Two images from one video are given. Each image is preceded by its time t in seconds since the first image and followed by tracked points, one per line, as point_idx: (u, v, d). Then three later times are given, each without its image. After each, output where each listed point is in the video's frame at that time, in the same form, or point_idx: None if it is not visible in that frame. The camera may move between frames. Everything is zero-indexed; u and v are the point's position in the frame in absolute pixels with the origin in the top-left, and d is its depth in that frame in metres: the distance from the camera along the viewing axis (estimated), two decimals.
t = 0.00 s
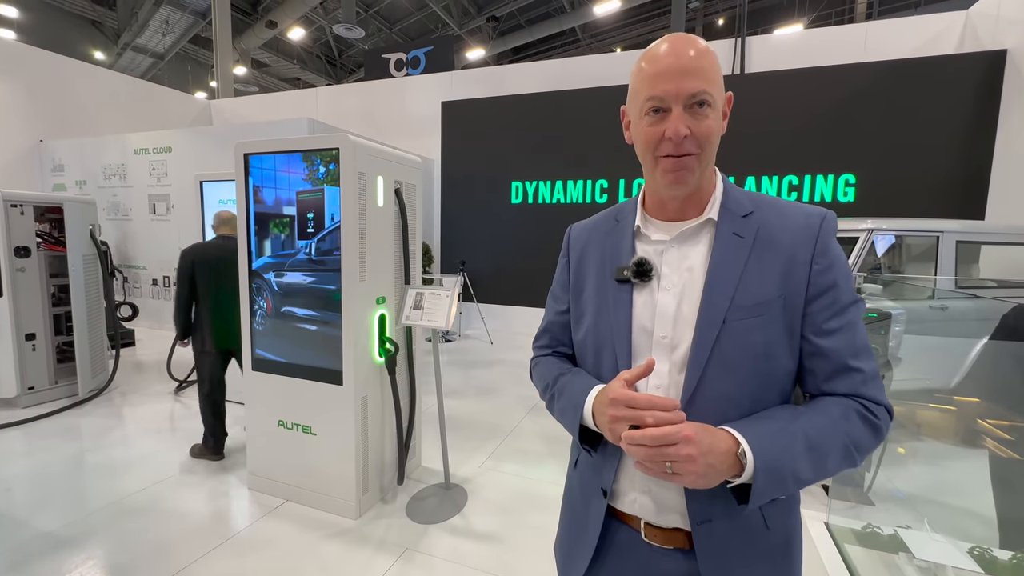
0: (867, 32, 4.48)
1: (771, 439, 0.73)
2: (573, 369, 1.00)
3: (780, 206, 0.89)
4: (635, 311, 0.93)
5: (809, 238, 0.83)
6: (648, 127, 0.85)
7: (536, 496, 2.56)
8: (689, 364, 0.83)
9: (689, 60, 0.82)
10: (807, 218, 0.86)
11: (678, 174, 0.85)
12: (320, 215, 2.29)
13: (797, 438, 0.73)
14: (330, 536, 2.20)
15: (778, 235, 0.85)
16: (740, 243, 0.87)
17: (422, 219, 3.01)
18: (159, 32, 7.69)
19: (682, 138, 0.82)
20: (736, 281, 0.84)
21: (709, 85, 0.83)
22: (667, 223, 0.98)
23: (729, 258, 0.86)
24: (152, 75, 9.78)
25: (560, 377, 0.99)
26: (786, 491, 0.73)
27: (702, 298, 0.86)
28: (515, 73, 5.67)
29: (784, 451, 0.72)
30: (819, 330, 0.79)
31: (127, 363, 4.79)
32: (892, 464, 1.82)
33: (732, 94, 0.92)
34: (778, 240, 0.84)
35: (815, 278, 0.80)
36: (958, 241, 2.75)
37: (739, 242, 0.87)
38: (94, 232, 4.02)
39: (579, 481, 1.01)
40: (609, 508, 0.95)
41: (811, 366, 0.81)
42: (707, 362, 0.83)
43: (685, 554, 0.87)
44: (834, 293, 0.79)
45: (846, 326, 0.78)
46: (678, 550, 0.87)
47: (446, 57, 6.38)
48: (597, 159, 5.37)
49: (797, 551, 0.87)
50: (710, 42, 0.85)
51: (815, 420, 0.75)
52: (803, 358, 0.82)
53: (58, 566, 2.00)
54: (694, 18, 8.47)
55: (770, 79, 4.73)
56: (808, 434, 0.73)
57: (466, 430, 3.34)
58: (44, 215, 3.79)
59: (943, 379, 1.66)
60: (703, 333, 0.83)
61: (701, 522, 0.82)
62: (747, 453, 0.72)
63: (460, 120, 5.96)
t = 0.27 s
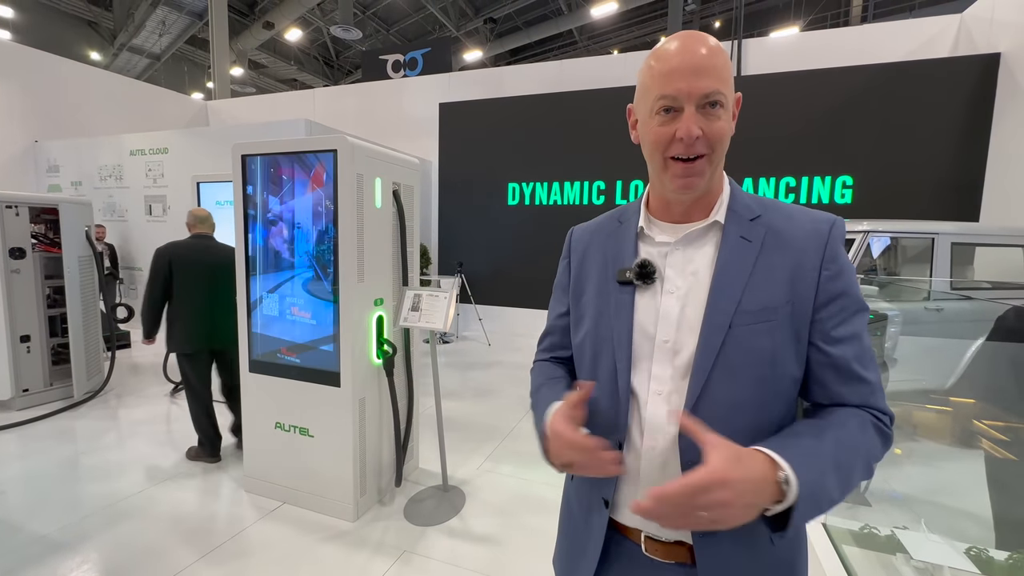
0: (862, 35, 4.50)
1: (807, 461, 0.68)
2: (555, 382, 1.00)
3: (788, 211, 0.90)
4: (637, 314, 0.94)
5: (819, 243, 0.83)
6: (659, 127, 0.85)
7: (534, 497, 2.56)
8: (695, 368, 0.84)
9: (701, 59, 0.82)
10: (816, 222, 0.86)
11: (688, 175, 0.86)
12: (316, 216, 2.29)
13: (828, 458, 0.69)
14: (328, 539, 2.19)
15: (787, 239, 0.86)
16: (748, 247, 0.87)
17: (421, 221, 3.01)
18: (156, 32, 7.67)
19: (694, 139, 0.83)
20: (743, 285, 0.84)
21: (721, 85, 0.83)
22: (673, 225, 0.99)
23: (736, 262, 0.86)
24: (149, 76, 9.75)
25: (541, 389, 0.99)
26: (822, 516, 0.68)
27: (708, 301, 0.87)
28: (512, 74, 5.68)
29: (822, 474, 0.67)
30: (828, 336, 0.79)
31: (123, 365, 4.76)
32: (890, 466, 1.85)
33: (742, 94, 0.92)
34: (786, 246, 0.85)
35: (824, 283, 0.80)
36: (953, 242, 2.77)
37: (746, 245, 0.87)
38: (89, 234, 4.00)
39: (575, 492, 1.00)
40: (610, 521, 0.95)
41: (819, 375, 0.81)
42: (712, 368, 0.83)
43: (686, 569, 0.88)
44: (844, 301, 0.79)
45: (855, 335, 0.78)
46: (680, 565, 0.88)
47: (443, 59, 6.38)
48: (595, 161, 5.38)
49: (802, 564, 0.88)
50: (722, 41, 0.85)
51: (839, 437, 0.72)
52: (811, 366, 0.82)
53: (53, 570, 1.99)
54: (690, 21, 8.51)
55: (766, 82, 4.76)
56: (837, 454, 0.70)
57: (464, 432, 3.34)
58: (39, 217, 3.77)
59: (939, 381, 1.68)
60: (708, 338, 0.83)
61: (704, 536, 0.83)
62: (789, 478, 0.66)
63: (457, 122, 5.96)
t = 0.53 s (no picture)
0: (859, 37, 4.52)
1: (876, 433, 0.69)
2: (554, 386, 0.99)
3: (795, 215, 0.90)
4: (638, 315, 0.94)
5: (826, 248, 0.84)
6: (667, 131, 0.86)
7: (533, 498, 2.56)
8: (701, 373, 0.84)
9: (713, 63, 0.82)
10: (823, 226, 0.87)
11: (696, 181, 0.87)
12: (315, 216, 2.29)
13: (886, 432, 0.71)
14: (327, 540, 2.19)
15: (794, 243, 0.86)
16: (754, 250, 0.88)
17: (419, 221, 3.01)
18: (153, 32, 7.65)
19: (703, 145, 0.83)
20: (750, 288, 0.85)
21: (732, 90, 0.83)
22: (677, 226, 0.99)
23: (742, 265, 0.87)
24: (145, 76, 9.73)
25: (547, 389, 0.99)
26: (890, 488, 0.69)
27: (714, 304, 0.87)
28: (510, 75, 5.69)
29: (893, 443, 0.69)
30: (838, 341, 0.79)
31: (120, 366, 4.75)
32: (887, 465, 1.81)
33: (750, 96, 0.92)
34: (793, 250, 0.85)
35: (832, 289, 0.81)
36: (950, 244, 2.78)
37: (753, 248, 0.88)
38: (87, 234, 3.98)
39: (574, 496, 1.00)
40: (610, 528, 0.95)
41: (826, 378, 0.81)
42: (718, 372, 0.83)
43: None
44: (851, 305, 0.80)
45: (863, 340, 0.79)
46: (681, 572, 0.89)
47: (442, 60, 6.38)
48: (593, 162, 5.39)
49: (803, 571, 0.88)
50: (733, 43, 0.85)
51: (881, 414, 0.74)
52: (817, 371, 0.83)
53: (50, 572, 1.98)
54: (688, 22, 8.54)
55: (764, 83, 4.78)
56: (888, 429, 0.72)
57: (462, 432, 3.34)
58: (35, 217, 3.75)
59: (935, 381, 1.70)
60: (714, 341, 0.83)
61: (708, 543, 0.83)
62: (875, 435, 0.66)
63: (456, 123, 5.96)
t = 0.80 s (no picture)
0: (856, 38, 4.54)
1: (807, 444, 0.72)
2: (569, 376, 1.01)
3: (796, 216, 0.91)
4: (639, 316, 0.94)
5: (826, 249, 0.84)
6: (666, 128, 0.87)
7: (532, 498, 2.56)
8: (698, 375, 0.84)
9: (716, 62, 0.82)
10: (824, 228, 0.87)
11: (693, 181, 0.87)
12: (314, 216, 2.28)
13: (833, 447, 0.72)
14: (325, 540, 2.19)
15: (794, 245, 0.86)
16: (754, 251, 0.88)
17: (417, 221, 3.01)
18: (149, 32, 7.62)
19: (701, 144, 0.84)
20: (748, 290, 0.85)
21: (735, 89, 0.83)
22: (678, 226, 0.99)
23: (741, 266, 0.87)
24: (142, 75, 9.69)
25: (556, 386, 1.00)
26: (820, 501, 0.72)
27: (712, 305, 0.88)
28: (509, 76, 5.69)
29: (824, 458, 0.71)
30: (832, 344, 0.80)
31: (116, 367, 4.72)
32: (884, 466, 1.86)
33: (757, 96, 0.92)
34: (792, 252, 0.86)
35: (831, 290, 0.82)
36: (945, 244, 2.80)
37: (752, 250, 0.88)
38: (83, 234, 3.97)
39: (574, 493, 1.00)
40: (609, 526, 0.95)
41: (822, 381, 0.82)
42: (715, 373, 0.84)
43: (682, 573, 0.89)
44: (849, 308, 0.81)
45: (860, 342, 0.79)
46: (676, 570, 0.89)
47: (440, 60, 6.38)
48: (591, 162, 5.39)
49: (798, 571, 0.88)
50: (740, 40, 0.84)
51: (844, 429, 0.75)
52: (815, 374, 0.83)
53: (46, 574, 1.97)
54: (685, 23, 8.56)
55: (761, 84, 4.79)
56: (842, 444, 0.73)
57: (460, 433, 3.34)
58: (32, 217, 3.74)
59: (932, 381, 1.71)
60: (712, 343, 0.84)
61: (702, 542, 0.83)
62: (788, 449, 0.71)
63: (454, 123, 5.96)
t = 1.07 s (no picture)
0: (853, 39, 4.55)
1: (771, 451, 0.75)
2: (570, 376, 1.01)
3: (796, 218, 0.91)
4: (639, 316, 0.95)
5: (825, 251, 0.84)
6: (662, 125, 0.87)
7: (530, 498, 2.56)
8: (694, 377, 0.85)
9: (714, 59, 0.82)
10: (823, 230, 0.87)
11: (687, 179, 0.88)
12: (312, 215, 2.27)
13: (800, 453, 0.75)
14: (323, 541, 2.18)
15: (792, 246, 0.87)
16: (752, 253, 0.88)
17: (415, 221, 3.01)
18: (146, 30, 7.58)
19: (695, 143, 0.85)
20: (745, 292, 0.86)
21: (734, 87, 0.83)
22: (676, 225, 1.00)
23: (739, 268, 0.87)
24: (138, 74, 9.64)
25: (556, 384, 1.00)
26: (782, 504, 0.74)
27: (709, 307, 0.88)
28: (507, 75, 5.68)
29: (787, 464, 0.74)
30: (827, 347, 0.81)
31: (113, 367, 4.70)
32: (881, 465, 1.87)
33: (759, 96, 0.91)
34: (791, 254, 0.86)
35: (828, 293, 0.82)
36: (942, 244, 2.80)
37: (751, 252, 0.89)
38: (79, 234, 3.95)
39: (574, 489, 1.00)
40: (607, 520, 0.95)
41: (818, 384, 0.83)
42: (711, 375, 0.84)
43: (679, 567, 0.88)
44: (845, 310, 0.81)
45: (855, 345, 0.80)
46: (673, 564, 0.89)
47: (438, 59, 6.37)
48: (589, 162, 5.40)
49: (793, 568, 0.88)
50: (741, 37, 0.84)
51: (819, 436, 0.77)
52: (810, 376, 0.84)
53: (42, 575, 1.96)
54: (683, 24, 8.57)
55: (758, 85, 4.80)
56: (811, 451, 0.75)
57: (459, 433, 3.34)
58: (27, 216, 3.72)
59: (928, 380, 1.72)
60: (709, 345, 0.84)
61: (699, 539, 0.84)
62: (746, 464, 0.74)
63: (452, 122, 5.95)
